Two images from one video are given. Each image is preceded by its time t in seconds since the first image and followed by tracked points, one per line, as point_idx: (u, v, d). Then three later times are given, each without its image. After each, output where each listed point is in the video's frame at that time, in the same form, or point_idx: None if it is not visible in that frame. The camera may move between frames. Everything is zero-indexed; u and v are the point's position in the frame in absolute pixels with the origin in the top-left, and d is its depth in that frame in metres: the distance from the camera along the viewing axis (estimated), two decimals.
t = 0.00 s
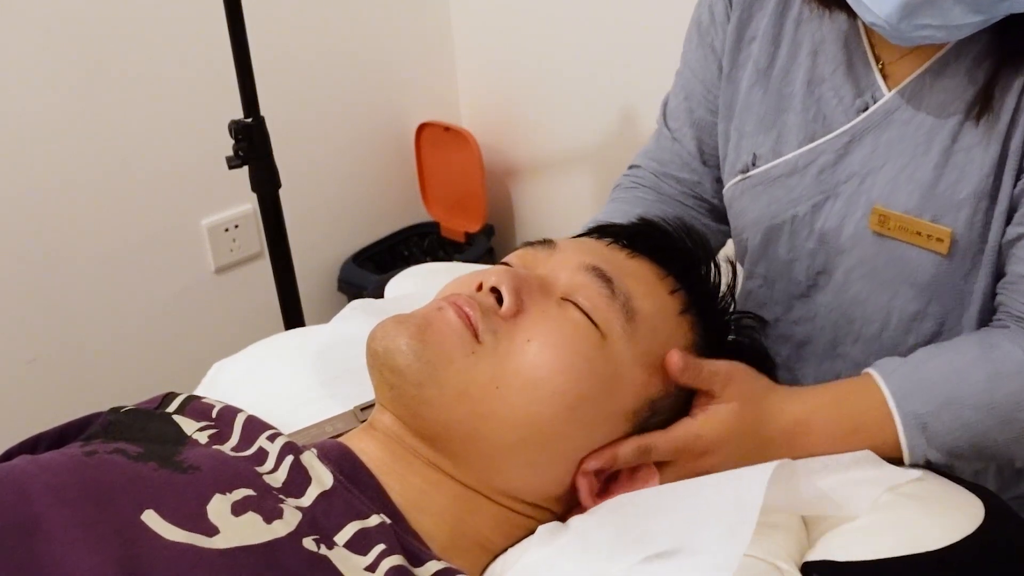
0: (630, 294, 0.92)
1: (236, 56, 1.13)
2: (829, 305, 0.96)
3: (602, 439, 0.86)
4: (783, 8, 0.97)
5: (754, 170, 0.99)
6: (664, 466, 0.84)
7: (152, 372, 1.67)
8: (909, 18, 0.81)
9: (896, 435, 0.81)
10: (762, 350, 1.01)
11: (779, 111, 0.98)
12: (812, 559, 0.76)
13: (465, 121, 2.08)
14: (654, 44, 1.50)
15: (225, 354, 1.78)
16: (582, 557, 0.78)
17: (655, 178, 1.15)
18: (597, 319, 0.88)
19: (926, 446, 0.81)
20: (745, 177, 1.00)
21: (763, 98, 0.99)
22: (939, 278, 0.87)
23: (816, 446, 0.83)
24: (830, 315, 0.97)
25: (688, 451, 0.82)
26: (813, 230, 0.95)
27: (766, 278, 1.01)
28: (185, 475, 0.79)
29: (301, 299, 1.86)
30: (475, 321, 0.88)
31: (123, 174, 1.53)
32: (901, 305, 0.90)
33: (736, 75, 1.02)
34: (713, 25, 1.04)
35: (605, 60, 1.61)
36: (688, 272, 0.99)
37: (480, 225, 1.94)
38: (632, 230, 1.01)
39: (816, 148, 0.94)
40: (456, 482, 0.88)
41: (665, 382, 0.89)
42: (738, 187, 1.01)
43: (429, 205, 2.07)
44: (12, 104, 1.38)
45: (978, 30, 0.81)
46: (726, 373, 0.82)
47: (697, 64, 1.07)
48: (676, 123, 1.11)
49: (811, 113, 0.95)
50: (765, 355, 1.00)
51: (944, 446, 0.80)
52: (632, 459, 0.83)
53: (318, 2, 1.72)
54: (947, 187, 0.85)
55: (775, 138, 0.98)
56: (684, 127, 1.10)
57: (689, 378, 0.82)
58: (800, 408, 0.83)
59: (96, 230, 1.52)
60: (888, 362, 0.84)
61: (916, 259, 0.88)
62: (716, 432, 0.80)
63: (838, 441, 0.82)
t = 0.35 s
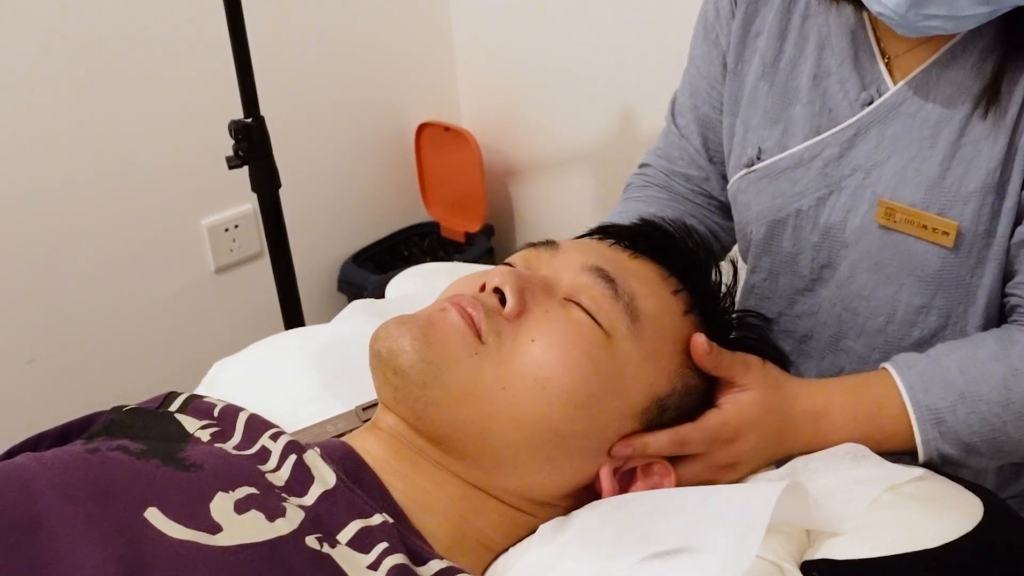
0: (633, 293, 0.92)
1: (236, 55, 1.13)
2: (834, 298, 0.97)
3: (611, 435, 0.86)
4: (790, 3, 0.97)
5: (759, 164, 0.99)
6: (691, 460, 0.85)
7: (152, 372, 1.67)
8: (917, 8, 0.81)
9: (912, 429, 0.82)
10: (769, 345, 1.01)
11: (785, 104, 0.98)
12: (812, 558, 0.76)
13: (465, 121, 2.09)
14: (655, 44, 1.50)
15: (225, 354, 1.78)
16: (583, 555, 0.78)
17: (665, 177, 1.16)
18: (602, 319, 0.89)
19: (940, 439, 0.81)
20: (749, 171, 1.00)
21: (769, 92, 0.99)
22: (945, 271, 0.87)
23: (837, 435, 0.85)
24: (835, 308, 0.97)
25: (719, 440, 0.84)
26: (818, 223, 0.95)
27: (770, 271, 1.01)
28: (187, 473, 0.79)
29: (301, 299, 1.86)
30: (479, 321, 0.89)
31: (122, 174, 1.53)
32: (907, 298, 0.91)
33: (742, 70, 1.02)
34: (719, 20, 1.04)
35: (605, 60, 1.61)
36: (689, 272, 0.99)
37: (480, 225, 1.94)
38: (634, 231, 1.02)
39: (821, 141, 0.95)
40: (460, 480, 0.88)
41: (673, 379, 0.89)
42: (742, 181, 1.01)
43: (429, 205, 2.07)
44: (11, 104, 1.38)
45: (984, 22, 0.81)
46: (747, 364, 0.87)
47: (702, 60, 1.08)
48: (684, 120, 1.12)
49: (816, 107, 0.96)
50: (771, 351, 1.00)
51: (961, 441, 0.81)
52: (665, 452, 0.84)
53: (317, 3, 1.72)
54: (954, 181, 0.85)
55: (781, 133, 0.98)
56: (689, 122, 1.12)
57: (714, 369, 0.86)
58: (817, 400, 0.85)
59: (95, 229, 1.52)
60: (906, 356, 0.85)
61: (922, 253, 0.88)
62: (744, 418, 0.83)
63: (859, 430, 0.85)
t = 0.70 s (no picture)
0: (634, 295, 0.92)
1: (236, 55, 1.13)
2: (833, 301, 0.97)
3: (614, 437, 0.87)
4: (789, 5, 0.97)
5: (759, 166, 1.00)
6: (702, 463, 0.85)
7: (152, 372, 1.67)
8: (915, 11, 0.81)
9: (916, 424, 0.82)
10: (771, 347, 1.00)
11: (785, 107, 0.99)
12: (813, 558, 0.76)
13: (464, 121, 2.09)
14: (655, 44, 1.50)
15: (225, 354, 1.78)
16: (583, 555, 0.78)
17: (669, 179, 1.16)
18: (602, 320, 0.89)
19: (946, 443, 0.81)
20: (750, 173, 1.01)
21: (769, 95, 0.99)
22: (944, 274, 0.87)
23: (842, 435, 0.85)
24: (835, 311, 0.97)
25: (731, 441, 0.84)
26: (817, 226, 0.95)
27: (770, 274, 1.02)
28: (188, 472, 0.79)
29: (301, 299, 1.86)
30: (480, 322, 0.89)
31: (122, 174, 1.53)
32: (906, 301, 0.91)
33: (741, 72, 1.02)
34: (719, 23, 1.04)
35: (605, 60, 1.61)
36: (691, 273, 0.99)
37: (480, 225, 1.94)
38: (634, 232, 1.02)
39: (821, 144, 0.95)
40: (461, 480, 0.88)
41: (673, 381, 0.90)
42: (743, 183, 1.02)
43: (429, 205, 2.07)
44: (12, 104, 1.38)
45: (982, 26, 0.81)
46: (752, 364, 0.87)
47: (702, 62, 1.08)
48: (685, 122, 1.13)
49: (816, 110, 0.96)
50: (770, 352, 0.99)
51: (966, 444, 0.81)
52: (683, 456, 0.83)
53: (317, 3, 1.72)
54: (954, 185, 0.85)
55: (781, 135, 0.98)
56: (690, 125, 1.12)
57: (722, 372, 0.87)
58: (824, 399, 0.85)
59: (95, 229, 1.52)
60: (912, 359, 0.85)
61: (922, 257, 0.88)
62: (755, 419, 0.84)
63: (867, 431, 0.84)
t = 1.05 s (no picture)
0: (631, 294, 0.92)
1: (236, 55, 1.13)
2: (827, 314, 0.97)
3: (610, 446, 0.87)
4: (777, 17, 0.98)
5: (751, 181, 1.00)
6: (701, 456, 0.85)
7: (152, 371, 1.67)
8: (899, 24, 0.82)
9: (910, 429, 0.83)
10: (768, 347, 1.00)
11: (777, 119, 0.98)
12: (811, 559, 0.76)
13: (465, 121, 2.09)
14: (654, 44, 1.50)
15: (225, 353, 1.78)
16: (581, 555, 0.78)
17: (666, 190, 1.16)
18: (600, 321, 0.89)
19: (939, 448, 0.83)
20: (741, 189, 1.01)
21: (760, 108, 0.99)
22: (937, 288, 0.88)
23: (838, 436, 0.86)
24: (829, 325, 0.97)
25: (735, 436, 0.83)
26: (810, 240, 0.95)
27: (764, 287, 1.02)
28: (186, 472, 0.78)
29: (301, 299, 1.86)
30: (477, 321, 0.89)
31: (122, 173, 1.53)
32: (899, 315, 0.91)
33: (731, 86, 1.02)
34: (708, 36, 1.04)
35: (605, 59, 1.61)
36: (691, 272, 0.99)
37: (480, 225, 1.94)
38: (634, 231, 1.02)
39: (813, 157, 0.95)
40: (458, 481, 0.89)
41: (669, 383, 0.89)
42: (735, 198, 1.02)
43: (429, 205, 2.07)
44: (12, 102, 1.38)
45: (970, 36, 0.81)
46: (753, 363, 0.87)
47: (693, 75, 1.08)
48: (678, 134, 1.12)
49: (807, 124, 0.96)
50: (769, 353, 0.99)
51: (956, 448, 0.83)
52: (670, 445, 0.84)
53: (317, 2, 1.72)
54: (945, 200, 0.85)
55: (772, 148, 0.98)
56: (684, 138, 1.12)
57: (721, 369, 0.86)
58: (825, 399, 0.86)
59: (95, 229, 1.52)
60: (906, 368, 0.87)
61: (913, 272, 0.88)
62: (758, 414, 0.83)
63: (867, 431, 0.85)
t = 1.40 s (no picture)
0: (626, 293, 0.92)
1: (236, 56, 1.13)
2: (823, 320, 0.97)
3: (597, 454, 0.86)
4: (771, 22, 0.97)
5: (744, 188, 1.00)
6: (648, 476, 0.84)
7: (152, 372, 1.68)
8: (887, 37, 0.81)
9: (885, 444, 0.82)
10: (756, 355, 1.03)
11: (768, 128, 0.98)
12: (809, 560, 0.76)
13: (465, 120, 2.09)
14: (654, 44, 1.50)
15: (225, 353, 1.78)
16: (584, 561, 0.77)
17: (652, 193, 1.15)
18: (595, 320, 0.88)
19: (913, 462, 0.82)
20: (735, 195, 1.01)
21: (752, 114, 0.99)
22: (929, 295, 0.88)
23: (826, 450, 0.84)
24: (824, 330, 0.98)
25: (673, 461, 0.82)
26: (804, 247, 0.95)
27: (760, 293, 1.02)
28: (184, 473, 0.79)
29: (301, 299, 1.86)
30: (473, 320, 0.88)
31: (123, 174, 1.53)
32: (892, 321, 0.91)
33: (725, 90, 1.02)
34: (704, 38, 1.04)
35: (604, 60, 1.61)
36: (688, 270, 0.99)
37: (480, 225, 1.94)
38: (630, 230, 1.02)
39: (806, 164, 0.94)
40: (457, 486, 0.88)
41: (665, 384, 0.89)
42: (729, 204, 1.02)
43: (429, 205, 2.07)
44: (13, 103, 1.38)
45: (959, 45, 0.81)
46: (719, 384, 0.84)
47: (689, 75, 1.07)
48: (671, 137, 1.12)
49: (800, 131, 0.95)
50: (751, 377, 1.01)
51: (931, 460, 0.82)
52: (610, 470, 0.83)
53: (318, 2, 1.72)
54: (935, 207, 0.85)
55: (765, 155, 0.98)
56: (677, 140, 1.11)
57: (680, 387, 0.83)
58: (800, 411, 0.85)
59: (96, 229, 1.52)
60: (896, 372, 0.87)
61: (904, 278, 0.88)
62: (702, 441, 0.82)
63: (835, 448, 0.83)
